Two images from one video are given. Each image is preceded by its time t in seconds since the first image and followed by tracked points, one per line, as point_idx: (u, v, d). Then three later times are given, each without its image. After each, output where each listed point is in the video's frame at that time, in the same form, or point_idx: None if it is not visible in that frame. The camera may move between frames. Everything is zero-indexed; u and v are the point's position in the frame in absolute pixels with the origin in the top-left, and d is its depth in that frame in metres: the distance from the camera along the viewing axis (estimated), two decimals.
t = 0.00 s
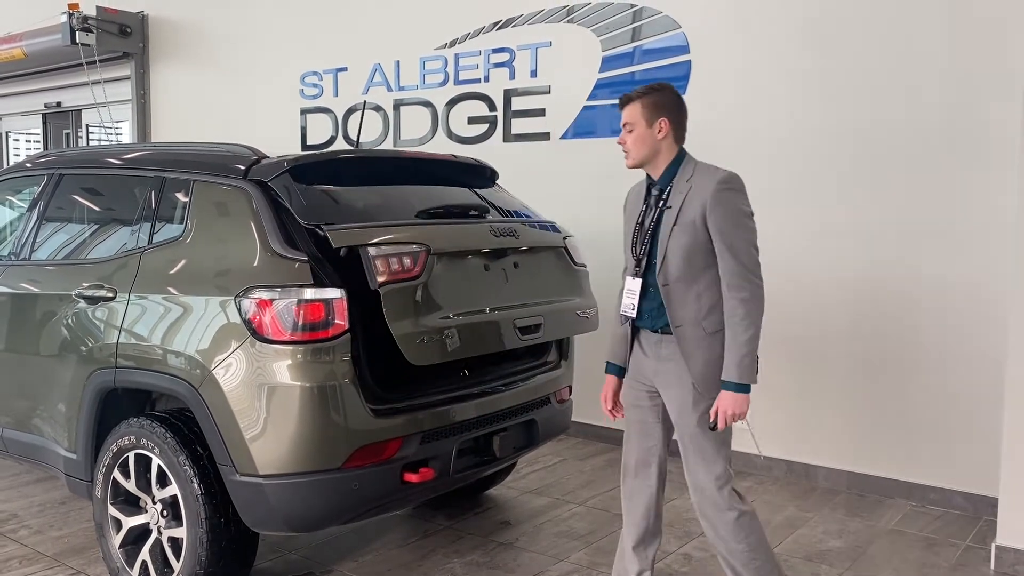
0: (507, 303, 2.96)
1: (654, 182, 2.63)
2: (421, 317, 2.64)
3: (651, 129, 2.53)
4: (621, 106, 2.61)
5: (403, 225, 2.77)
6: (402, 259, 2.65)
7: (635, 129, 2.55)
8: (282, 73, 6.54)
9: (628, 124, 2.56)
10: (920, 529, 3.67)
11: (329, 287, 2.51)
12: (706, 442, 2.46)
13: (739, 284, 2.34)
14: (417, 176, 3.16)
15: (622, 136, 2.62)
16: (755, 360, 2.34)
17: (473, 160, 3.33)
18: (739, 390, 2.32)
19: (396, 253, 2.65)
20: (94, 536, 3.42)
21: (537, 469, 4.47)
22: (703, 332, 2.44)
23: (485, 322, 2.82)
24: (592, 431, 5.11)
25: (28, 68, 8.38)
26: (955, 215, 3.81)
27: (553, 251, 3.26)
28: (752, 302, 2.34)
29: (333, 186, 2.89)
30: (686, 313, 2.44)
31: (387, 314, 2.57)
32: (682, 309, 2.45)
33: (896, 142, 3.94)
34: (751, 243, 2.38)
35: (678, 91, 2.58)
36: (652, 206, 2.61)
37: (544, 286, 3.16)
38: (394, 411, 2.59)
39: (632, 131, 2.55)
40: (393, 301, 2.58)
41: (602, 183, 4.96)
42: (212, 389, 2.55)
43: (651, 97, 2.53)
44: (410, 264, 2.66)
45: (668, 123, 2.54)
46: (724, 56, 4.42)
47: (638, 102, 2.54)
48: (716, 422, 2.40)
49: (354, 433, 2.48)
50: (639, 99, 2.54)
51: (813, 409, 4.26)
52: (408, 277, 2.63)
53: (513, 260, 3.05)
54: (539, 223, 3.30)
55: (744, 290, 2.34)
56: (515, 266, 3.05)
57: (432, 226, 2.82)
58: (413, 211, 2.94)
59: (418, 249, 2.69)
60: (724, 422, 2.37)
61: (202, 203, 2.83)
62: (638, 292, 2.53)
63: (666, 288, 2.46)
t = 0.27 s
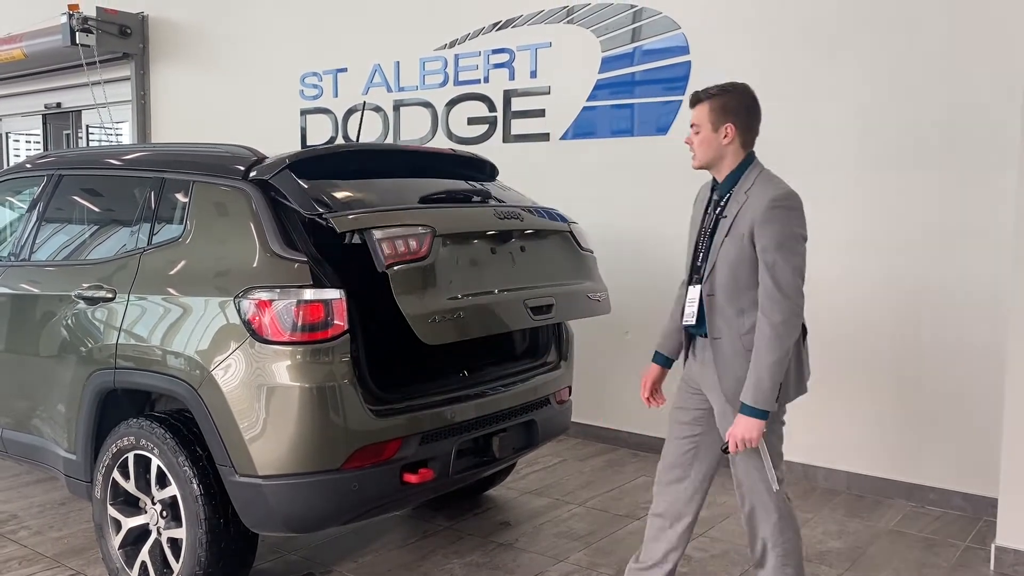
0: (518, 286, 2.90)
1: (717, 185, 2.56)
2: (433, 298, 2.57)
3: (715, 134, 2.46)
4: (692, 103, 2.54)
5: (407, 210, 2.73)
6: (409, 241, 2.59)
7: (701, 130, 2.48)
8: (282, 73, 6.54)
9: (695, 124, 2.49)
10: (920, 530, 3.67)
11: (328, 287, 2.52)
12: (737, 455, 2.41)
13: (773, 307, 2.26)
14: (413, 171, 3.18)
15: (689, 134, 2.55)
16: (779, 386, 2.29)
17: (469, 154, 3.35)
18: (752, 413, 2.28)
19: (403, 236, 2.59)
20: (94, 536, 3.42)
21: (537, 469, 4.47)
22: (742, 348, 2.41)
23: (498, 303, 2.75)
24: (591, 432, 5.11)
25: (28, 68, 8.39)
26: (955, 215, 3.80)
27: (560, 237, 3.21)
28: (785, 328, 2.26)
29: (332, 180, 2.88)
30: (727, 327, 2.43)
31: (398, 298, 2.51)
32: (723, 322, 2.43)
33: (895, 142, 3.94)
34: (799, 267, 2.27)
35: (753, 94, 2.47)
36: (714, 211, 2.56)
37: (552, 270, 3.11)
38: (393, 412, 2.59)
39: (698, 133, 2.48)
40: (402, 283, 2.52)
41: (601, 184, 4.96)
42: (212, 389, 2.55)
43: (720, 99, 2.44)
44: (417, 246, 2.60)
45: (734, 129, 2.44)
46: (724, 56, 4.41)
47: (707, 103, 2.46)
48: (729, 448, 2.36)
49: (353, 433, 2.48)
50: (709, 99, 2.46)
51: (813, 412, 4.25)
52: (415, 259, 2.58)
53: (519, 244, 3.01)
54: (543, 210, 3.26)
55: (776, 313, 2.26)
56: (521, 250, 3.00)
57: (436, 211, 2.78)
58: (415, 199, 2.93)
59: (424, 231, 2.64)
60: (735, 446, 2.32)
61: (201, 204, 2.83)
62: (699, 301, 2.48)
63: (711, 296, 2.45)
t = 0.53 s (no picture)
0: (522, 274, 2.88)
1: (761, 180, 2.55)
2: (439, 285, 2.55)
3: (766, 133, 2.44)
4: (743, 96, 2.51)
5: (409, 200, 2.71)
6: (412, 229, 2.57)
7: (751, 127, 2.46)
8: (282, 74, 6.54)
9: (745, 120, 2.47)
10: (920, 530, 3.67)
11: (328, 287, 2.52)
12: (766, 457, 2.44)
13: (803, 313, 2.28)
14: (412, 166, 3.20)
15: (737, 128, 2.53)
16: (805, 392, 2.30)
17: (469, 151, 3.40)
18: (777, 419, 2.30)
19: (405, 224, 2.56)
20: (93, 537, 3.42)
21: (537, 469, 4.47)
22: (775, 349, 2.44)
23: (505, 290, 2.72)
24: (591, 432, 5.11)
25: (28, 69, 8.39)
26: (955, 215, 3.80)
27: (563, 228, 3.20)
28: (813, 334, 2.27)
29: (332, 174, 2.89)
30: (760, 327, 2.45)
31: (403, 284, 2.48)
32: (756, 321, 2.47)
33: (895, 141, 3.94)
34: (832, 274, 2.28)
35: (808, 92, 2.44)
36: (757, 208, 2.57)
37: (556, 260, 3.09)
38: (394, 412, 2.59)
39: (748, 129, 2.46)
40: (408, 270, 2.49)
41: (601, 185, 4.96)
42: (211, 390, 2.55)
43: (773, 96, 2.42)
44: (420, 234, 2.58)
45: (787, 129, 2.42)
46: (724, 57, 4.41)
47: (759, 100, 2.44)
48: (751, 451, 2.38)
49: (353, 434, 2.48)
50: (762, 96, 2.44)
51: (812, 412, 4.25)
52: (418, 245, 2.55)
53: (523, 235, 3.00)
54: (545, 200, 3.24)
55: (806, 319, 2.27)
56: (525, 239, 2.99)
57: (438, 200, 2.77)
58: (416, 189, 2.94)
59: (426, 220, 2.62)
60: (756, 450, 2.34)
61: (201, 204, 2.83)
62: (738, 297, 2.50)
63: (748, 295, 2.48)
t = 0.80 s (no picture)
0: (531, 259, 2.83)
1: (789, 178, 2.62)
2: (447, 268, 2.49)
3: (798, 133, 2.50)
4: (774, 97, 2.57)
5: (409, 188, 2.70)
6: (415, 214, 2.53)
7: (783, 128, 2.52)
8: (281, 74, 6.55)
9: (777, 120, 2.53)
10: (920, 530, 3.67)
11: (327, 288, 2.52)
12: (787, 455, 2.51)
13: (829, 313, 2.34)
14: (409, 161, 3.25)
15: (768, 127, 2.59)
16: (836, 394, 2.36)
17: (465, 145, 3.45)
18: (813, 421, 2.35)
19: (408, 210, 2.54)
20: (93, 537, 3.42)
21: (537, 470, 4.48)
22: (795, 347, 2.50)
23: (514, 272, 2.67)
24: (591, 432, 5.11)
25: (28, 69, 8.39)
26: (954, 214, 3.80)
27: (566, 217, 3.18)
28: (838, 334, 2.34)
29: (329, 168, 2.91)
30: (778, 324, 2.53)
31: (409, 267, 2.43)
32: (774, 319, 2.55)
33: (895, 141, 3.94)
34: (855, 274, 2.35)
35: (840, 94, 2.50)
36: (781, 207, 2.64)
37: (562, 246, 3.04)
38: (393, 412, 2.59)
39: (780, 129, 2.53)
40: (413, 254, 2.46)
41: (601, 185, 4.96)
42: (211, 390, 2.55)
43: (806, 98, 2.48)
44: (423, 218, 2.54)
45: (818, 130, 2.49)
46: (724, 58, 4.41)
47: (791, 102, 2.50)
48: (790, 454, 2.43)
49: (353, 434, 2.48)
50: (794, 98, 2.49)
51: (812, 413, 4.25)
52: (421, 229, 2.51)
53: (526, 222, 2.97)
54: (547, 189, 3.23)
55: (831, 320, 2.34)
56: (528, 226, 2.96)
57: (438, 188, 2.75)
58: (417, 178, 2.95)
59: (429, 205, 2.59)
60: (792, 452, 2.40)
61: (201, 205, 2.83)
62: (758, 293, 2.58)
63: (767, 292, 2.55)
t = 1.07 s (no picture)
0: (534, 245, 2.81)
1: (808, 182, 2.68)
2: (450, 252, 2.47)
3: (811, 137, 2.56)
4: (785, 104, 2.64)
5: (409, 177, 2.70)
6: (417, 201, 2.54)
7: (797, 133, 2.59)
8: (281, 75, 6.55)
9: (790, 126, 2.60)
10: (920, 530, 3.67)
11: (327, 289, 2.53)
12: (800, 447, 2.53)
13: (838, 306, 2.38)
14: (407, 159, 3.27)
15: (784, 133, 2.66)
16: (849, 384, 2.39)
17: (463, 142, 3.46)
18: (825, 410, 2.39)
19: (410, 197, 2.54)
20: (93, 538, 3.43)
21: (537, 470, 4.48)
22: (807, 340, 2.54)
23: (518, 257, 2.65)
24: (591, 432, 5.11)
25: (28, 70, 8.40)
26: (953, 215, 3.81)
27: (568, 205, 3.16)
28: (846, 326, 2.37)
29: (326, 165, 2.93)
30: (790, 319, 2.57)
31: (412, 251, 2.43)
32: (786, 314, 2.58)
33: (894, 142, 3.94)
34: (866, 268, 2.38)
35: (850, 94, 2.55)
36: (801, 207, 2.68)
37: (565, 234, 3.02)
38: (392, 413, 2.59)
39: (794, 134, 2.59)
40: (417, 239, 2.45)
41: (601, 186, 4.97)
42: (211, 391, 2.56)
43: (815, 101, 2.53)
44: (425, 205, 2.54)
45: (831, 132, 2.54)
46: (723, 59, 4.42)
47: (802, 106, 2.56)
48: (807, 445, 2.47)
49: (352, 435, 2.48)
50: (804, 103, 2.55)
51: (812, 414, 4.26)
52: (424, 216, 2.51)
53: (528, 211, 2.95)
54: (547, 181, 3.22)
55: (841, 312, 2.38)
56: (531, 214, 2.94)
57: (439, 177, 2.76)
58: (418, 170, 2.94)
59: (429, 192, 2.59)
60: (811, 443, 2.44)
61: (201, 206, 2.83)
62: (773, 288, 2.63)
63: (782, 287, 2.59)
